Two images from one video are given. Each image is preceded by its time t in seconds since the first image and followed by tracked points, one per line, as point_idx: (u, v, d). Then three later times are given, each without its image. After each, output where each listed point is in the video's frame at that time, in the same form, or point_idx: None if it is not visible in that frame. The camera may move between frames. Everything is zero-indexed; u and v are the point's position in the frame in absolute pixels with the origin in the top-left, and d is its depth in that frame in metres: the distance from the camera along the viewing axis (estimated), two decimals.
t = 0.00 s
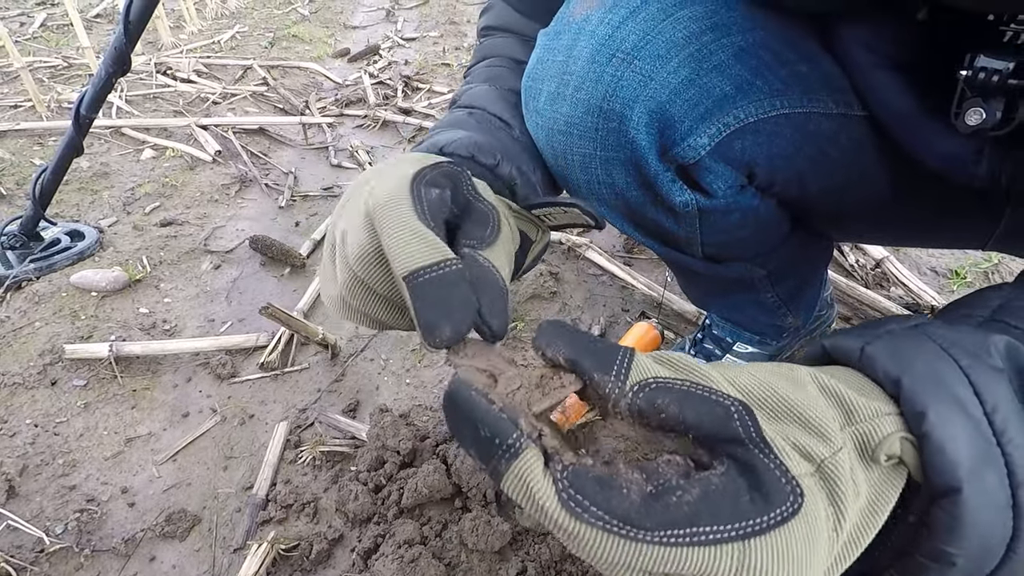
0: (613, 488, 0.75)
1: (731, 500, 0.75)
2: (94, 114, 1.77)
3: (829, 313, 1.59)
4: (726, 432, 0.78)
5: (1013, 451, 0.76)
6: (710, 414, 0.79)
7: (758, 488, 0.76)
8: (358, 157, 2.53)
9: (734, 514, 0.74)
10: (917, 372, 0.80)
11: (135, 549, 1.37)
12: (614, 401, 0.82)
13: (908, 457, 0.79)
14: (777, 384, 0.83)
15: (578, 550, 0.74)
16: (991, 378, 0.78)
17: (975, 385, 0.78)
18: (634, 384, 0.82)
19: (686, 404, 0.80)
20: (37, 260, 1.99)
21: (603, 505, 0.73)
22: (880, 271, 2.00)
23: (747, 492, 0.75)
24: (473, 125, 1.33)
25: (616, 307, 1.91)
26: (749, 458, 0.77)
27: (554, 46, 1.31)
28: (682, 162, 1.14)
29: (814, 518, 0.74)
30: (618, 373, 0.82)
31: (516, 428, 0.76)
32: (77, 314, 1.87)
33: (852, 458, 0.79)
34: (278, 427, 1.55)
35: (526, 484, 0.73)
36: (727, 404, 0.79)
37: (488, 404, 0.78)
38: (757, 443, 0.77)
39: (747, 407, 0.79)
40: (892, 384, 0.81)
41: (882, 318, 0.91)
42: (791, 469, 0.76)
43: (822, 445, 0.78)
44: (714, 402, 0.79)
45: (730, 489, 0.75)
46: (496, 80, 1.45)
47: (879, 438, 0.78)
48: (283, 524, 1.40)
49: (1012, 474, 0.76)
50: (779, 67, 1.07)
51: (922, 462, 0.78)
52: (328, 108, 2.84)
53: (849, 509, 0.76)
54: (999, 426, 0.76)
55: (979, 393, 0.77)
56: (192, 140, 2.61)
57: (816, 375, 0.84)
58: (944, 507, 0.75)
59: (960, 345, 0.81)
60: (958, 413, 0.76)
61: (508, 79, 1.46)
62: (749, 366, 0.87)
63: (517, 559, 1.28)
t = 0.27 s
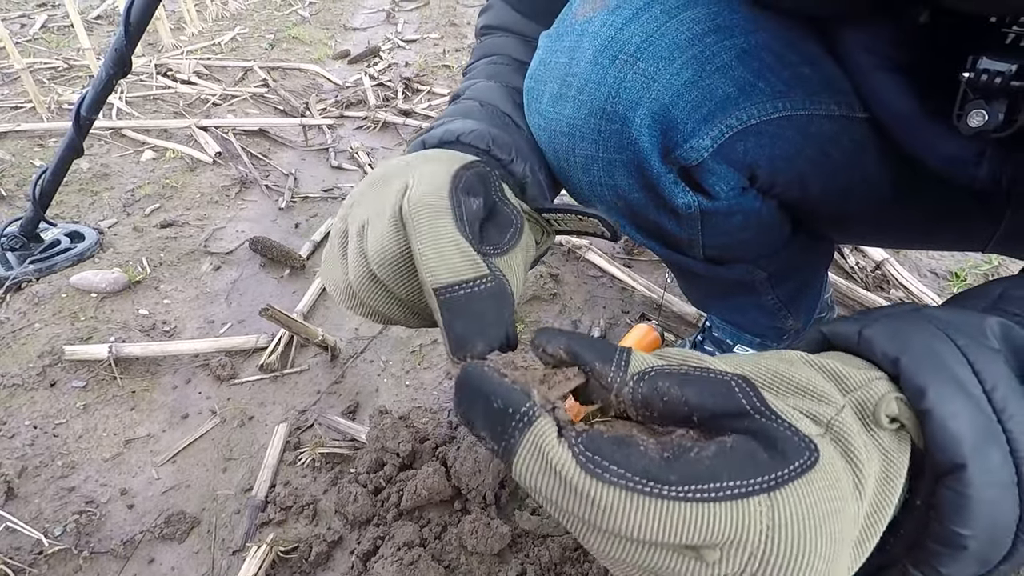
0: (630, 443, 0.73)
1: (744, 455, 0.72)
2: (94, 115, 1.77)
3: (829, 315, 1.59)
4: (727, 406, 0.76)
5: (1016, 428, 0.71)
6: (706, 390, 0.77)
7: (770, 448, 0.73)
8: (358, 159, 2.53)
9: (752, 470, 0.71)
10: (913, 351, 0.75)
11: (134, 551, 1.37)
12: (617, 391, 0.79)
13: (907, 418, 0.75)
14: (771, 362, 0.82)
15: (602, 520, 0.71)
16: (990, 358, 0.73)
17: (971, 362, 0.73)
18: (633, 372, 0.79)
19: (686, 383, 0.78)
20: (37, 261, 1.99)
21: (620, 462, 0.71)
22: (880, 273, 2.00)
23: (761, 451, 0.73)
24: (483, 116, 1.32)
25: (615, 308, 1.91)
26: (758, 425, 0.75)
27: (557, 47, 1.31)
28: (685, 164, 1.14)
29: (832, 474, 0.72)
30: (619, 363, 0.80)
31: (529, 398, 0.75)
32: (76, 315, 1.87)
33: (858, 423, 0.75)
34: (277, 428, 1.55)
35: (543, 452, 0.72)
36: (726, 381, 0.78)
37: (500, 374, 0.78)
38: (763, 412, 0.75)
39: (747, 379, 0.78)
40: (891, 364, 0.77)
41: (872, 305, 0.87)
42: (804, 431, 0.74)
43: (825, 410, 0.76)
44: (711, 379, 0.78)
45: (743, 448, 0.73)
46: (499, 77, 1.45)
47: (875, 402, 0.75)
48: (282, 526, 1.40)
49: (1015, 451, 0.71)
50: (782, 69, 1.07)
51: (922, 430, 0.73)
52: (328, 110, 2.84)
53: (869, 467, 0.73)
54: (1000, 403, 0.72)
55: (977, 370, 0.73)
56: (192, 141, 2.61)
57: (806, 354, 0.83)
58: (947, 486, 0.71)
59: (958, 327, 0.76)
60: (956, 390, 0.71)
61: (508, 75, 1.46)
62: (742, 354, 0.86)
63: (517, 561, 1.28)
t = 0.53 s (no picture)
0: (647, 409, 0.72)
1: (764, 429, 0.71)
2: (96, 117, 1.77)
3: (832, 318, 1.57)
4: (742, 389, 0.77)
5: None
6: (721, 374, 0.78)
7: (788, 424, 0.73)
8: (359, 160, 2.53)
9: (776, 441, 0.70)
10: (927, 343, 0.75)
11: (135, 553, 1.36)
12: (631, 373, 0.78)
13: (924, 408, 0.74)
14: (781, 353, 0.84)
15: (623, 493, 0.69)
16: (1003, 350, 0.74)
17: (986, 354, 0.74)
18: (646, 359, 0.79)
19: (701, 369, 0.78)
20: (38, 262, 1.99)
21: (641, 428, 0.70)
22: (882, 275, 2.00)
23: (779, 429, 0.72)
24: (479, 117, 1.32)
25: (617, 310, 1.91)
26: (775, 405, 0.75)
27: (561, 46, 1.31)
28: (690, 163, 1.14)
29: (855, 447, 0.71)
30: (633, 349, 0.79)
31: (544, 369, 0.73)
32: (78, 316, 1.87)
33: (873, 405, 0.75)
34: (278, 430, 1.55)
35: (563, 421, 0.70)
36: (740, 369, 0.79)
37: (514, 352, 0.75)
38: (779, 395, 0.76)
39: (760, 363, 0.79)
40: (903, 356, 0.76)
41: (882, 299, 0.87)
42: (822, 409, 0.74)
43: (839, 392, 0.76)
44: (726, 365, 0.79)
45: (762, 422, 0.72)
46: (500, 78, 1.45)
47: (886, 383, 0.76)
48: (283, 528, 1.39)
49: None
50: (787, 69, 1.07)
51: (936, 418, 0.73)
52: (329, 111, 2.84)
53: (890, 445, 0.73)
54: (1014, 395, 0.72)
55: (990, 362, 0.73)
56: (193, 142, 2.61)
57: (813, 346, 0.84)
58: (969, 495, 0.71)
59: (971, 322, 0.76)
60: (972, 381, 0.71)
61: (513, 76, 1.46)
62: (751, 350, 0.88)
63: (518, 564, 1.28)
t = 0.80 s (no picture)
0: (665, 494, 0.74)
1: (781, 508, 0.73)
2: (100, 119, 1.78)
3: (835, 319, 1.55)
4: (761, 445, 0.77)
5: None
6: (739, 425, 0.78)
7: (807, 494, 0.74)
8: (362, 162, 2.54)
9: (788, 525, 0.72)
10: (942, 384, 0.77)
11: (137, 555, 1.36)
12: (645, 418, 0.80)
13: (936, 455, 0.77)
14: (797, 399, 0.83)
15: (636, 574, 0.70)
16: (1017, 391, 0.77)
17: (1000, 398, 0.76)
18: (662, 402, 0.81)
19: (718, 418, 0.79)
20: (42, 264, 2.00)
21: (658, 515, 0.72)
22: (885, 277, 1.99)
23: (798, 500, 0.74)
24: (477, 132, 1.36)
25: (620, 313, 1.91)
26: (791, 469, 0.76)
27: (566, 50, 1.31)
28: (694, 168, 1.14)
29: (874, 517, 0.72)
30: (649, 390, 0.81)
31: (559, 441, 0.74)
32: (82, 318, 1.87)
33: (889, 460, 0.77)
34: (281, 433, 1.55)
35: (581, 503, 0.71)
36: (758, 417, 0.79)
37: (529, 419, 0.75)
38: (794, 455, 0.76)
39: (779, 419, 0.79)
40: (916, 398, 0.79)
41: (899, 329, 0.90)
42: (837, 477, 0.74)
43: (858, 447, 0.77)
44: (743, 416, 0.79)
45: (780, 498, 0.74)
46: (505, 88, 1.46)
47: (903, 435, 0.78)
48: (285, 531, 1.39)
49: None
50: (792, 73, 1.07)
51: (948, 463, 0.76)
52: (332, 113, 2.85)
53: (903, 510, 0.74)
54: None
55: (1004, 405, 0.76)
56: (197, 145, 2.62)
57: (827, 386, 0.85)
58: (977, 525, 0.73)
59: (984, 356, 0.79)
60: (986, 427, 0.74)
61: (519, 87, 1.47)
62: (765, 388, 0.88)
63: (521, 567, 1.27)
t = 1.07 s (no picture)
0: (662, 489, 0.73)
1: (776, 511, 0.74)
2: (98, 121, 1.78)
3: (835, 318, 1.54)
4: (759, 448, 0.78)
5: None
6: (738, 429, 0.78)
7: (802, 498, 0.75)
8: (361, 164, 2.54)
9: (783, 529, 0.72)
10: (945, 389, 0.77)
11: (136, 559, 1.36)
12: (642, 419, 0.79)
13: (936, 462, 0.77)
14: (799, 400, 0.83)
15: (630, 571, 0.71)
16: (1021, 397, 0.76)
17: (1004, 404, 0.76)
18: (661, 402, 0.80)
19: (718, 419, 0.79)
20: (40, 267, 2.00)
21: (654, 510, 0.72)
22: (885, 276, 1.98)
23: (794, 503, 0.74)
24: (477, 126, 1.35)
25: (619, 313, 1.90)
26: (789, 473, 0.76)
27: (561, 49, 1.30)
28: (691, 167, 1.14)
29: (868, 523, 0.73)
30: (648, 390, 0.80)
31: (554, 431, 0.73)
32: (80, 321, 1.87)
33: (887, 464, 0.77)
34: (279, 435, 1.55)
35: (577, 495, 0.70)
36: (758, 420, 0.79)
37: (527, 408, 0.75)
38: (792, 458, 0.77)
39: (779, 422, 0.79)
40: (920, 403, 0.78)
41: (902, 333, 0.90)
42: (834, 483, 0.75)
43: (856, 453, 0.77)
44: (743, 417, 0.80)
45: (776, 501, 0.74)
46: (504, 85, 1.46)
47: (904, 441, 0.77)
48: (284, 534, 1.39)
49: None
50: (788, 71, 1.07)
51: (950, 469, 0.76)
52: (331, 115, 2.85)
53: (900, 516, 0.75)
54: None
55: (1008, 411, 0.76)
56: (195, 147, 2.62)
57: (829, 387, 0.85)
58: (977, 533, 0.73)
59: (988, 361, 0.79)
60: (989, 432, 0.74)
61: (517, 84, 1.47)
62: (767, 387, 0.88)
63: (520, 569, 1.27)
